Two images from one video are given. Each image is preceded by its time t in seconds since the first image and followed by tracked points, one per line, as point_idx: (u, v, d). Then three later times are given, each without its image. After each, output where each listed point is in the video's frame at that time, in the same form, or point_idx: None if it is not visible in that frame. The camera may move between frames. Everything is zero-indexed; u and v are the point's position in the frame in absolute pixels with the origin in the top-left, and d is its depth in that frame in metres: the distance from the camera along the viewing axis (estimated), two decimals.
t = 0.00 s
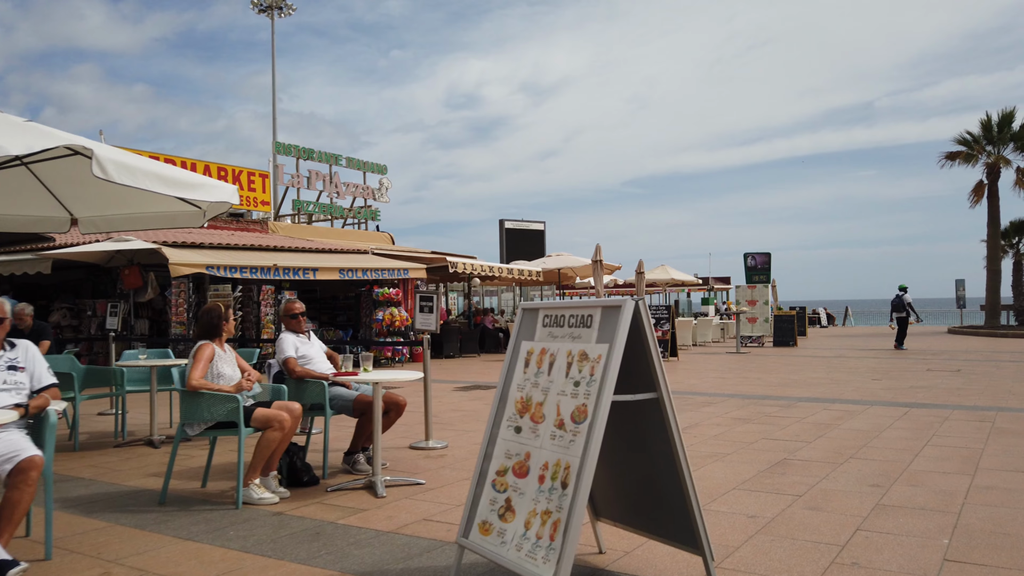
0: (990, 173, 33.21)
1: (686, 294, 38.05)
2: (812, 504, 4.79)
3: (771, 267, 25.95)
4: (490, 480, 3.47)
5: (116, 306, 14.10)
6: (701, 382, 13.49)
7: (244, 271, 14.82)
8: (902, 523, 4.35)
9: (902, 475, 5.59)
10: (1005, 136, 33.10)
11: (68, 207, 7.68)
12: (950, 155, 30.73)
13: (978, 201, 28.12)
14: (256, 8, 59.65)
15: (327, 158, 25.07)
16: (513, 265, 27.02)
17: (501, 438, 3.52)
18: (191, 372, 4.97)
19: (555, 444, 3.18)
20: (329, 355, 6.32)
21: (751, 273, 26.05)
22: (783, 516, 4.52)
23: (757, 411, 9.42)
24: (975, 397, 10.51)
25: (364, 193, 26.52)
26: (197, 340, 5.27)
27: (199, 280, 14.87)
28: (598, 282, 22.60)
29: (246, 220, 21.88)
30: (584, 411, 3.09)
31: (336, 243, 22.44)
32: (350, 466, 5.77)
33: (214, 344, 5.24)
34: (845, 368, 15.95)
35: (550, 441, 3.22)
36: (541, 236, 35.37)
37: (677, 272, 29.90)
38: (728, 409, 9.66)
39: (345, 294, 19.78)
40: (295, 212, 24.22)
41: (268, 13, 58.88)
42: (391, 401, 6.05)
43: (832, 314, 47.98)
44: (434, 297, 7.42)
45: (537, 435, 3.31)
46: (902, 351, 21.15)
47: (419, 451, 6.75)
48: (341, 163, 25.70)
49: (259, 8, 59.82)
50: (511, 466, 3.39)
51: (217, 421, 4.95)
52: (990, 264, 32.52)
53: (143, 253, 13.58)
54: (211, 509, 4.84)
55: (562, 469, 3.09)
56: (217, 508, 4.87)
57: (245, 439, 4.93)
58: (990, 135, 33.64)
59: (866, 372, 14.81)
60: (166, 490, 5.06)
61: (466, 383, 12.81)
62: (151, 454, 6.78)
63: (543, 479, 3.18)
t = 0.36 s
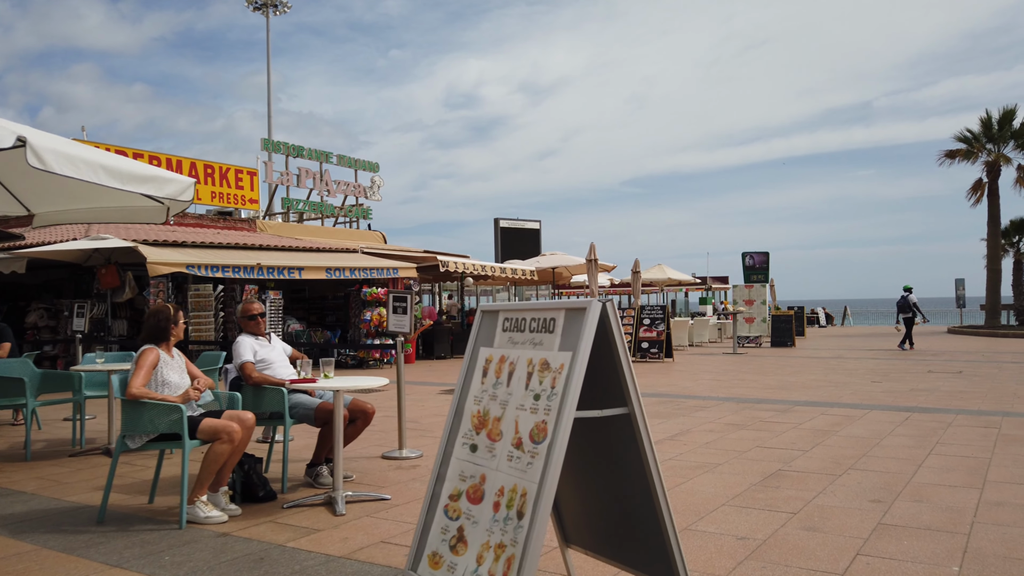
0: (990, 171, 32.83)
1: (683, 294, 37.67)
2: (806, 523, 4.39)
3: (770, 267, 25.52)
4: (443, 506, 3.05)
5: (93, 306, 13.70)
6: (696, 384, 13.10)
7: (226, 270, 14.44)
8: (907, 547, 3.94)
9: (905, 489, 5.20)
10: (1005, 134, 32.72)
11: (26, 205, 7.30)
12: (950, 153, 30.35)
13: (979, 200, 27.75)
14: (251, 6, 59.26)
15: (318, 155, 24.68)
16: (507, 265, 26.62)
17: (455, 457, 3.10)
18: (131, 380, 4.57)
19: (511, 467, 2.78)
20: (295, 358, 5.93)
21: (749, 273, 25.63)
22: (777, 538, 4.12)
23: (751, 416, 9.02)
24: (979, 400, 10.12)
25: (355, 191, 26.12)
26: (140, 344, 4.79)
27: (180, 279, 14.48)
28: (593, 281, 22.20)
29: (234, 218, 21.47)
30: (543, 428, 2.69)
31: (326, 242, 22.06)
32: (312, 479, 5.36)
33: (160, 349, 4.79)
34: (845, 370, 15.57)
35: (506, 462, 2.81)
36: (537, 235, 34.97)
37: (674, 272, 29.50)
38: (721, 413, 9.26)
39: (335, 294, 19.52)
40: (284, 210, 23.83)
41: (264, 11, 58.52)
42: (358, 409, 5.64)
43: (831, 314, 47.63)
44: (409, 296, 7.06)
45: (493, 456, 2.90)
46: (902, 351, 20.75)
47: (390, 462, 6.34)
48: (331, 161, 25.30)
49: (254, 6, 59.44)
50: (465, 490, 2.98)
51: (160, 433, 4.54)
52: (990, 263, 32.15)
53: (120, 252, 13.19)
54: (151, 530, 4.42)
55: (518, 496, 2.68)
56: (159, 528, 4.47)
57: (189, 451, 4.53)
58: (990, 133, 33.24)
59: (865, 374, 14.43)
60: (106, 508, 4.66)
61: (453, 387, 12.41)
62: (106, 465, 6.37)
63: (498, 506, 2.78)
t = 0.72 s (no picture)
0: (994, 169, 32.40)
1: (682, 293, 37.24)
2: (804, 547, 3.96)
3: (771, 266, 25.08)
4: (384, 539, 2.64)
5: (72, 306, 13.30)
6: (692, 386, 12.70)
7: (210, 269, 14.04)
8: None
9: (913, 508, 4.78)
10: (1009, 132, 32.28)
11: None
12: (953, 151, 29.94)
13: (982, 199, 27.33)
14: (250, 5, 58.96)
15: (310, 152, 24.29)
16: (502, 263, 26.21)
17: (399, 480, 2.68)
18: (63, 388, 4.13)
19: (457, 496, 2.36)
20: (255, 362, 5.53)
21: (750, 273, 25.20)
22: (771, 565, 3.70)
23: (748, 422, 8.61)
24: (986, 405, 9.70)
25: (349, 188, 25.70)
26: (77, 346, 4.36)
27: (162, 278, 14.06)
28: (589, 280, 21.78)
29: (223, 216, 21.06)
30: (493, 452, 2.27)
31: (317, 241, 21.67)
32: (270, 494, 4.95)
33: (98, 354, 4.36)
34: (846, 371, 15.17)
35: (452, 490, 2.39)
36: (534, 234, 34.55)
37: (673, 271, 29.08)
38: (717, 419, 8.85)
39: (327, 292, 19.08)
40: (276, 208, 23.42)
41: (263, 8, 58.07)
42: (322, 417, 5.22)
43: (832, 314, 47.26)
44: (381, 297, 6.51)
45: (439, 482, 2.48)
46: (905, 352, 20.37)
47: (360, 473, 5.91)
48: (324, 158, 24.87)
49: (253, 4, 59.08)
50: (407, 521, 2.57)
51: (94, 447, 4.13)
52: (994, 263, 31.75)
53: (99, 249, 12.78)
54: (83, 554, 4.01)
55: (463, 532, 2.26)
56: (93, 552, 4.05)
57: (126, 465, 4.12)
58: (993, 131, 32.82)
59: (867, 376, 14.02)
60: (38, 529, 4.24)
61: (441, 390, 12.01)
62: (57, 474, 5.96)
63: (442, 542, 2.36)
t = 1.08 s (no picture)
0: (989, 168, 32.15)
1: (675, 293, 36.90)
2: (786, 567, 3.58)
3: (765, 266, 24.74)
4: (285, 570, 2.26)
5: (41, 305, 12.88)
6: (681, 387, 12.34)
7: (186, 266, 13.65)
8: None
9: (905, 521, 4.40)
10: (1004, 130, 32.02)
11: None
12: (948, 150, 29.66)
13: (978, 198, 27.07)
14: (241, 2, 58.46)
15: (295, 149, 23.90)
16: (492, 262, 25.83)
17: (305, 501, 2.29)
18: None
19: (359, 524, 1.97)
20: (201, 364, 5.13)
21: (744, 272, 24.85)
22: None
23: (735, 425, 8.24)
24: (982, 407, 9.36)
25: (336, 186, 25.29)
26: None
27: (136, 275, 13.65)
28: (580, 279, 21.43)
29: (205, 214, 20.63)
30: (398, 472, 1.88)
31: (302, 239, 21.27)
32: (211, 506, 4.57)
33: (11, 354, 3.99)
34: (839, 372, 14.83)
35: (355, 517, 2.00)
36: (526, 232, 34.18)
37: (665, 270, 28.75)
38: (702, 421, 8.48)
39: (310, 291, 18.66)
40: (261, 205, 22.99)
41: (254, 5, 57.55)
42: (270, 422, 4.83)
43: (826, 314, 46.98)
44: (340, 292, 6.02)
45: (344, 505, 2.09)
46: (900, 352, 20.07)
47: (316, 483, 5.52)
48: (310, 154, 24.45)
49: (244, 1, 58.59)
50: (310, 550, 2.18)
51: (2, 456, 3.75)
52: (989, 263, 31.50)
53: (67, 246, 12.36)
54: None
55: (362, 570, 1.88)
56: None
57: (37, 477, 3.74)
58: (988, 129, 32.55)
59: (860, 377, 13.68)
60: None
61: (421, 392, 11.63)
62: None
63: None
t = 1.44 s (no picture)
0: (984, 167, 31.89)
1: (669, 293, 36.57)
2: None
3: (759, 266, 24.41)
4: None
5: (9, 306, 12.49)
6: (669, 391, 11.99)
7: (160, 266, 13.28)
8: None
9: (897, 543, 4.04)
10: (1000, 129, 31.75)
11: None
12: (943, 149, 29.38)
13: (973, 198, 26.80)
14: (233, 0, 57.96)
15: (282, 147, 23.51)
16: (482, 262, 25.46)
17: (180, 542, 1.94)
18: None
19: None
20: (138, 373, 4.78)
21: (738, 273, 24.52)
22: None
23: (721, 431, 7.89)
24: (979, 412, 9.03)
25: (323, 184, 24.89)
26: None
27: (108, 275, 13.29)
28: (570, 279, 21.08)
29: (187, 213, 20.22)
30: (262, 520, 1.53)
31: (286, 238, 20.89)
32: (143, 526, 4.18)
33: None
34: (832, 374, 14.49)
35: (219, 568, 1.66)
36: (517, 232, 33.81)
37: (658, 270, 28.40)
38: (688, 427, 8.12)
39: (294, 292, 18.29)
40: (245, 204, 22.59)
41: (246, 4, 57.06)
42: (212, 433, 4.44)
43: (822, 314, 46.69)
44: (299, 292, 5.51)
45: (212, 552, 1.74)
46: (895, 353, 19.75)
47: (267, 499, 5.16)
48: (296, 153, 24.05)
49: None
50: None
51: None
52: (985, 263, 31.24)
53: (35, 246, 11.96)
54: None
55: None
56: None
57: None
58: (984, 128, 32.26)
59: (855, 379, 13.33)
60: None
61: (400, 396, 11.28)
62: None
63: None
